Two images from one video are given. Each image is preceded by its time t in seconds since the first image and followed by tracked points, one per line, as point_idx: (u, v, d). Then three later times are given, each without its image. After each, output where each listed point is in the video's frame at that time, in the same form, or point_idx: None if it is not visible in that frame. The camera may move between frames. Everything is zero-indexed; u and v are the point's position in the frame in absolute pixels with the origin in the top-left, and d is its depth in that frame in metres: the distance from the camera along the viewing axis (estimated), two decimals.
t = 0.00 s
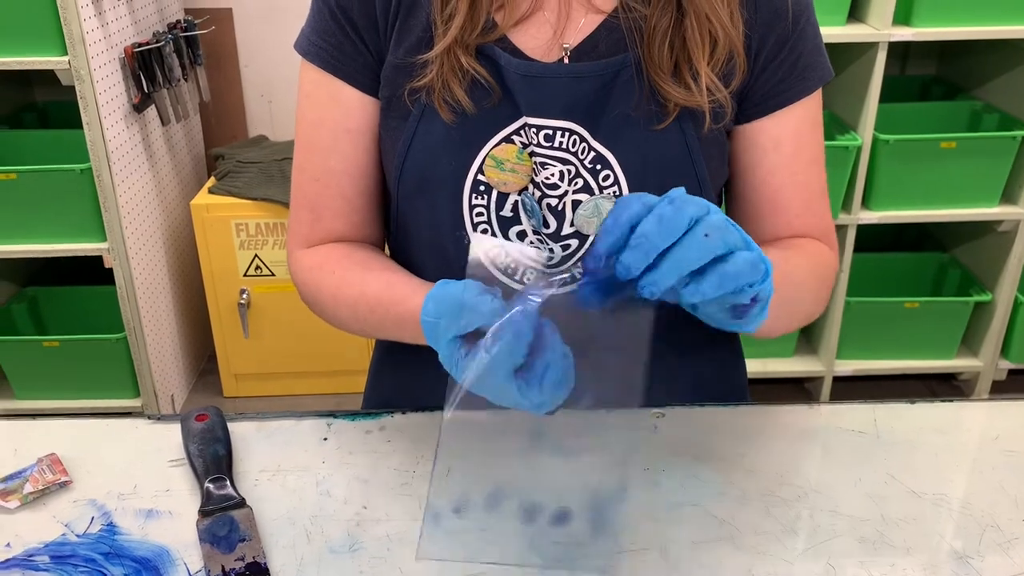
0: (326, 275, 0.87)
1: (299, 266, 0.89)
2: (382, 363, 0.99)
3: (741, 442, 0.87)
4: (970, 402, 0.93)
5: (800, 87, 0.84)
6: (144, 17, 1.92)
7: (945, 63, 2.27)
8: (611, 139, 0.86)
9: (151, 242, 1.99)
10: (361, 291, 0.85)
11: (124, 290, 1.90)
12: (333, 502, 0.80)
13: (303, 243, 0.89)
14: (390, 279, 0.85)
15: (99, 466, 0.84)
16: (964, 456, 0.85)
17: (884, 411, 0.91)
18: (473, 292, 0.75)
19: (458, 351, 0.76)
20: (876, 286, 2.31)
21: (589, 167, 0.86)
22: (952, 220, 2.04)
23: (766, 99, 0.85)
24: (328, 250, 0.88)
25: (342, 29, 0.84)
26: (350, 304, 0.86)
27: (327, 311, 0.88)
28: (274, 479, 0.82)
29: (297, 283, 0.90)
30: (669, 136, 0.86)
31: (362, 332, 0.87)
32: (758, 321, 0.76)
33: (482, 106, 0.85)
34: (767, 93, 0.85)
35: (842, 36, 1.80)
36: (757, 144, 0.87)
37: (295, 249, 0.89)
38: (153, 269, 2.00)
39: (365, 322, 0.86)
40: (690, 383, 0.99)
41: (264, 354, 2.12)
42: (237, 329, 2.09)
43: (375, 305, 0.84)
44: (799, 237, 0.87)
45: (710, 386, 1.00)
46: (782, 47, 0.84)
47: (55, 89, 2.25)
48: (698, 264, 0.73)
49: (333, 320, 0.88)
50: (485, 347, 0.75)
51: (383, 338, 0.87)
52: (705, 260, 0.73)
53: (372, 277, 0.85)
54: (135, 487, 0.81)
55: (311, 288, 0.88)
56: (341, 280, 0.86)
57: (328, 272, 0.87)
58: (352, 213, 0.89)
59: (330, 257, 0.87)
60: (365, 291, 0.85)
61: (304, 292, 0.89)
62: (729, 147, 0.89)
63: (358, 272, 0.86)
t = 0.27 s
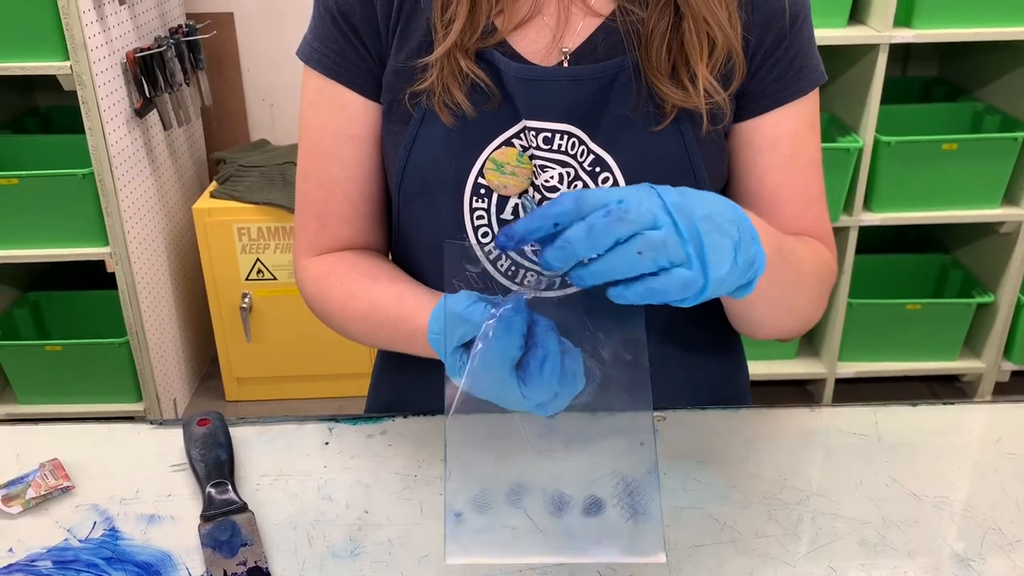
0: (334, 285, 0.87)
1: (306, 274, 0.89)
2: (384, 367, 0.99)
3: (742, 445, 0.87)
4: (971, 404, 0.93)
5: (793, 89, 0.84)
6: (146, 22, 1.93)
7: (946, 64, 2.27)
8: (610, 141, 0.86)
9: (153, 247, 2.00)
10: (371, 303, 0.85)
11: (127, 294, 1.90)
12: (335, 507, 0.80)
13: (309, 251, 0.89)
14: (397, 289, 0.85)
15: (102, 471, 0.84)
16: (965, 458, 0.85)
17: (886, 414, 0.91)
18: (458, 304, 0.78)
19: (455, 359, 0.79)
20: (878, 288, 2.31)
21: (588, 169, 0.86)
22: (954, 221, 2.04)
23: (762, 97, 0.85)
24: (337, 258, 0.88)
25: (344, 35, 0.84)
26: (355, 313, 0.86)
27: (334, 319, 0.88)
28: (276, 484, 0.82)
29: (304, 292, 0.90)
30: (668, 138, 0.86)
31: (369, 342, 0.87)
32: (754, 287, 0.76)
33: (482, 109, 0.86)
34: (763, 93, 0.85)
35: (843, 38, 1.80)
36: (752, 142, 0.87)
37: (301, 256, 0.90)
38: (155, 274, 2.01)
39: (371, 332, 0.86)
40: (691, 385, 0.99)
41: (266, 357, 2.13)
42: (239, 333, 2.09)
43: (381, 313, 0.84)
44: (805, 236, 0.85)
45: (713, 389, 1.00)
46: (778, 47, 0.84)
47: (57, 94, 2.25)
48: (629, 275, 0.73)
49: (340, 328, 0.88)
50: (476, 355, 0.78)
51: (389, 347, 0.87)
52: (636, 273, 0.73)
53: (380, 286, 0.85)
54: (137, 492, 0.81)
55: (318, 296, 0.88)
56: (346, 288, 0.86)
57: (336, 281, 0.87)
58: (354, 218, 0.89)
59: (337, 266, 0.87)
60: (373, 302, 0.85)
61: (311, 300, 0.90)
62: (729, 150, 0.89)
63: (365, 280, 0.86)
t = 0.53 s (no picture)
0: (337, 285, 0.87)
1: (307, 274, 0.89)
2: (384, 368, 0.99)
3: (742, 445, 0.87)
4: (971, 404, 0.93)
5: (791, 89, 0.84)
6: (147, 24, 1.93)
7: (946, 65, 2.27)
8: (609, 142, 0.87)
9: (154, 248, 2.00)
10: (373, 302, 0.85)
11: (128, 296, 1.91)
12: (336, 507, 0.80)
13: (312, 251, 0.89)
14: (400, 289, 0.85)
15: (103, 472, 0.84)
16: (966, 458, 0.85)
17: (886, 414, 0.91)
18: (456, 289, 0.79)
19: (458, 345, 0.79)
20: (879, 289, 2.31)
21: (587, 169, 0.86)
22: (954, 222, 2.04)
23: (760, 99, 0.85)
24: (342, 258, 0.88)
25: (344, 36, 0.85)
26: (357, 313, 0.86)
27: (336, 320, 0.88)
28: (277, 484, 0.83)
29: (306, 291, 0.90)
30: (667, 138, 0.87)
31: (372, 341, 0.87)
32: (739, 283, 0.73)
33: (482, 110, 0.86)
34: (761, 93, 0.85)
35: (842, 38, 1.80)
36: (752, 141, 0.86)
37: (302, 256, 0.90)
38: (156, 275, 2.01)
39: (374, 332, 0.86)
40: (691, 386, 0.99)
41: (267, 359, 2.13)
42: (240, 334, 2.09)
43: (385, 315, 0.84)
44: (808, 236, 0.84)
45: (712, 389, 1.00)
46: (775, 48, 0.84)
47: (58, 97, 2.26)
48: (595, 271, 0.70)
49: (343, 327, 0.88)
50: (478, 338, 0.77)
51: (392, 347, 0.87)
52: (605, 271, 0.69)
53: (382, 287, 0.85)
54: (139, 492, 0.81)
55: (320, 296, 0.88)
56: (348, 289, 0.86)
57: (338, 281, 0.87)
58: (355, 219, 0.89)
59: (339, 266, 0.88)
60: (376, 302, 0.85)
61: (312, 300, 0.90)
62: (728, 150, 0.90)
63: (367, 281, 0.86)
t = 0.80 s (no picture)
0: (341, 285, 0.87)
1: (311, 274, 0.89)
2: (387, 368, 1.00)
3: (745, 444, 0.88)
4: (974, 403, 0.93)
5: (792, 89, 0.84)
6: (149, 25, 1.94)
7: (948, 65, 2.27)
8: (610, 142, 0.87)
9: (157, 249, 2.00)
10: (376, 300, 0.85)
11: (131, 296, 1.91)
12: (340, 506, 0.80)
13: (314, 252, 0.90)
14: (403, 288, 0.85)
15: (108, 471, 0.84)
16: (968, 458, 0.85)
17: (888, 413, 0.91)
18: (453, 281, 0.78)
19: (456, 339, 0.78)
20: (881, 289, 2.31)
21: (589, 171, 0.87)
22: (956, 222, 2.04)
23: (761, 99, 0.85)
24: (346, 258, 0.89)
25: (346, 37, 0.85)
26: (360, 313, 0.86)
27: (340, 320, 0.88)
28: (282, 483, 0.83)
29: (310, 292, 0.90)
30: (668, 137, 0.87)
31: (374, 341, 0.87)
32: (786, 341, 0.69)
33: (484, 110, 0.86)
34: (762, 92, 0.85)
35: (844, 39, 1.81)
36: (755, 141, 0.87)
37: (306, 257, 0.90)
38: (159, 276, 2.02)
39: (376, 330, 0.85)
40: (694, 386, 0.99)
41: (270, 359, 2.13)
42: (243, 335, 2.10)
43: (387, 313, 0.84)
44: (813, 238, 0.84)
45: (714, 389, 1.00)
46: (778, 48, 0.84)
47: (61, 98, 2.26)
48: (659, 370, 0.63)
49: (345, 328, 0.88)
50: (475, 325, 0.75)
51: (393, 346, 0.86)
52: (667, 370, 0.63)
53: (385, 286, 0.85)
54: (143, 492, 0.82)
55: (324, 297, 0.88)
56: (352, 289, 0.86)
57: (342, 281, 0.87)
58: (358, 219, 0.90)
59: (343, 266, 0.88)
60: (378, 301, 0.85)
61: (316, 301, 0.90)
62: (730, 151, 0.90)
63: (371, 280, 0.86)
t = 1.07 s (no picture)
0: (346, 286, 0.87)
1: (317, 274, 0.90)
2: (392, 367, 1.00)
3: (750, 442, 0.88)
4: (980, 403, 0.93)
5: (797, 90, 0.84)
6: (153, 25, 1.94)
7: (952, 65, 2.26)
8: (614, 143, 0.87)
9: (161, 249, 2.01)
10: (379, 303, 0.85)
11: (135, 296, 1.91)
12: (345, 504, 0.80)
13: (320, 251, 0.90)
14: (406, 289, 0.85)
15: (114, 470, 0.84)
16: (974, 457, 0.85)
17: (893, 413, 0.91)
18: (453, 282, 0.78)
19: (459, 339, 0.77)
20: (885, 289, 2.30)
21: (593, 171, 0.87)
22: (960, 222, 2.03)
23: (767, 98, 0.85)
24: (349, 258, 0.89)
25: (351, 36, 0.85)
26: (364, 314, 0.86)
27: (345, 320, 0.88)
28: (287, 482, 0.83)
29: (315, 290, 0.91)
30: (673, 135, 0.87)
31: (378, 341, 0.87)
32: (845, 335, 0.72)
33: (489, 110, 0.86)
34: (768, 93, 0.85)
35: (848, 38, 1.80)
36: (760, 141, 0.87)
37: (312, 256, 0.90)
38: (163, 276, 2.02)
39: (380, 332, 0.86)
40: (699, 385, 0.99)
41: (274, 359, 2.13)
42: (246, 334, 2.10)
43: (390, 317, 0.84)
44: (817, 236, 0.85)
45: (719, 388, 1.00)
46: (785, 49, 0.84)
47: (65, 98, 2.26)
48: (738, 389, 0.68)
49: (350, 327, 0.89)
50: (476, 324, 0.76)
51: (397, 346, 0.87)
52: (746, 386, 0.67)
53: (389, 288, 0.85)
54: (149, 490, 0.82)
55: (329, 296, 0.89)
56: (357, 289, 0.86)
57: (346, 282, 0.87)
58: (363, 218, 0.90)
59: (349, 266, 0.88)
60: (381, 304, 0.85)
61: (321, 299, 0.90)
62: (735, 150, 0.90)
63: (374, 281, 0.86)
